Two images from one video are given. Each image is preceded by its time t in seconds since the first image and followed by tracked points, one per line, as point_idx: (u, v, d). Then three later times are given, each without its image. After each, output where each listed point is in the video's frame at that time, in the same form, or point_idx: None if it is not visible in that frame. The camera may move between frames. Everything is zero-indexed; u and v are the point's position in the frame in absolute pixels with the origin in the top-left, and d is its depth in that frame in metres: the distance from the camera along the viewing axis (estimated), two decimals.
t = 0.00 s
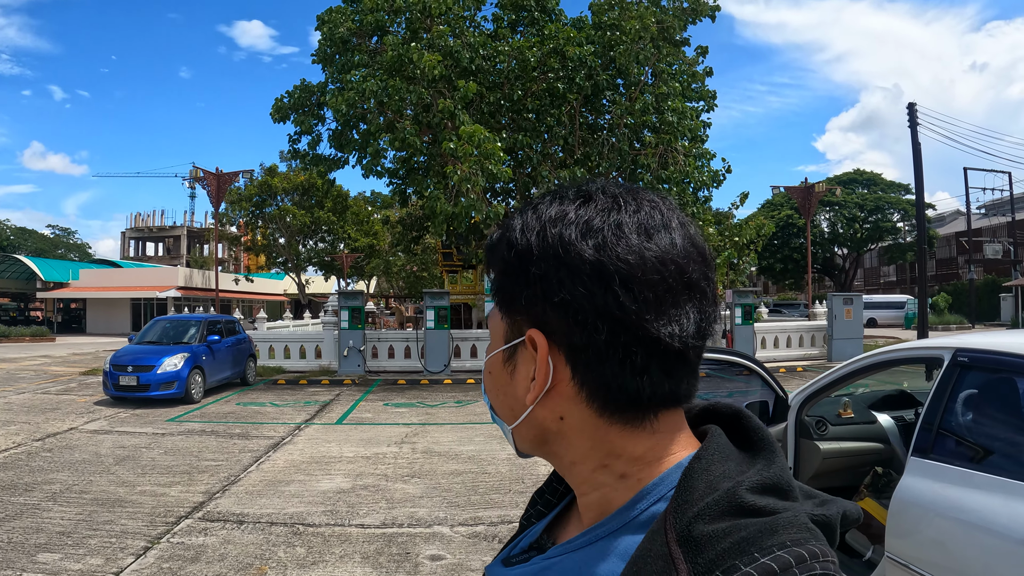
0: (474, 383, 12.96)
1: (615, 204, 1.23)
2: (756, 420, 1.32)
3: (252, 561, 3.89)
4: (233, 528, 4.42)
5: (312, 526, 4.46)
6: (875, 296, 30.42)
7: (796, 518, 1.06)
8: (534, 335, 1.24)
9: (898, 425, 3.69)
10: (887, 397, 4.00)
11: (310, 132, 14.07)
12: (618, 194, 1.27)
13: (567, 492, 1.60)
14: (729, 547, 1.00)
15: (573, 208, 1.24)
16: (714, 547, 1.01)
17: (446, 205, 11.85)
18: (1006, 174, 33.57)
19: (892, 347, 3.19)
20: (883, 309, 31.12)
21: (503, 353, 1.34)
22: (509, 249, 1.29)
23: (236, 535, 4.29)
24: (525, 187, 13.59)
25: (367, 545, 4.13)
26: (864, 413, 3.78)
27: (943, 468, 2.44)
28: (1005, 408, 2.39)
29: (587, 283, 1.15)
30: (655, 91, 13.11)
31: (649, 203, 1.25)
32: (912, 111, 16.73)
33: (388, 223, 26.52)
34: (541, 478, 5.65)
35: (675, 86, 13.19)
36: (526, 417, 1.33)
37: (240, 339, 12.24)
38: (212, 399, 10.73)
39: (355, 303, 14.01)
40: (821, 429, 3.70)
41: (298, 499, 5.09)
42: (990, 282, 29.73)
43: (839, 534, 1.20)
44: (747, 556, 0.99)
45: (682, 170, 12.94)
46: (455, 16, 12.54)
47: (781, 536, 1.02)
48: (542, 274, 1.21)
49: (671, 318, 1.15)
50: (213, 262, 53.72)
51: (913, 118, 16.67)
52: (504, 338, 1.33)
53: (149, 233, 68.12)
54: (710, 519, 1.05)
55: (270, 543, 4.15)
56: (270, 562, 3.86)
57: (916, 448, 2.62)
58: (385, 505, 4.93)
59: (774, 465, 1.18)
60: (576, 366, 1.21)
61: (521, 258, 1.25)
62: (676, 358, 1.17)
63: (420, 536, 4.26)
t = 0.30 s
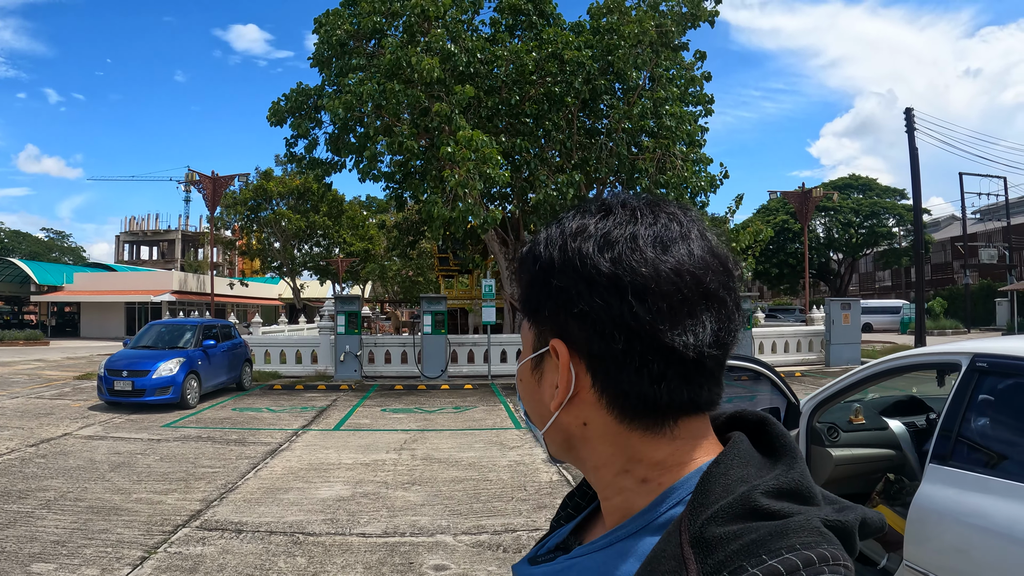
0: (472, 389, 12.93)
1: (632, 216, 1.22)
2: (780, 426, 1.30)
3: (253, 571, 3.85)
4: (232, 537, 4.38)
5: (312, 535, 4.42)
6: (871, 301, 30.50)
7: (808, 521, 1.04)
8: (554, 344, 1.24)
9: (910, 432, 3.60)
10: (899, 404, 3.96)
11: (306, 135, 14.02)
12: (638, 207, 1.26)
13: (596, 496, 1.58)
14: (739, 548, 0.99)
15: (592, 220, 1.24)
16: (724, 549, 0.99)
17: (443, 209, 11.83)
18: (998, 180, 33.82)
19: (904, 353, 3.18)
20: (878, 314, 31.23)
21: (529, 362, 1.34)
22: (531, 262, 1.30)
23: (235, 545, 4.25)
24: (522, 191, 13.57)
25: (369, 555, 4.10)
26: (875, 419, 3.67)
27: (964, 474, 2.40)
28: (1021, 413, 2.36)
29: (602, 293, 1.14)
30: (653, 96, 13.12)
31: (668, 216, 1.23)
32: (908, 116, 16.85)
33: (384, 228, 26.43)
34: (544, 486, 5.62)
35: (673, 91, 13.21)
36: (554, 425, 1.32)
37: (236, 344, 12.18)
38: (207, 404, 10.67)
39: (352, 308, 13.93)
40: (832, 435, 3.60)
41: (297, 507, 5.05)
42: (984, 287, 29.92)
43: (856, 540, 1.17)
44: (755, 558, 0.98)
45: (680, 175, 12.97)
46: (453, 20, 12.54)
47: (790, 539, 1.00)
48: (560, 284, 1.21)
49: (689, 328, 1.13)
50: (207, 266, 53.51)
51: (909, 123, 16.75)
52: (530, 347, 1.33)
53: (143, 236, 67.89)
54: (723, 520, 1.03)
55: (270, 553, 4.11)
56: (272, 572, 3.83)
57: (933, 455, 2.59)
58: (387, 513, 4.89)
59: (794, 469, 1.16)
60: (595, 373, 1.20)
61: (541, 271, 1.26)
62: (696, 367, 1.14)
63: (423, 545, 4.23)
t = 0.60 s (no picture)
0: (457, 391, 12.84)
1: (635, 230, 1.41)
2: (761, 434, 1.40)
3: None
4: (207, 544, 4.24)
5: (293, 545, 4.32)
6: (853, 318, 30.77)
7: (796, 519, 1.12)
8: (584, 352, 1.39)
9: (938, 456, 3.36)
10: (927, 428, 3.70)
11: (295, 123, 13.82)
12: (638, 220, 1.44)
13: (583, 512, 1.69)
14: (732, 540, 1.07)
15: (620, 231, 1.40)
16: (718, 542, 1.08)
17: (434, 206, 11.69)
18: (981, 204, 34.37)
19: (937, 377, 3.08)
20: (859, 331, 31.53)
21: (548, 379, 1.48)
22: (549, 277, 1.42)
23: (210, 553, 4.11)
24: (513, 191, 13.47)
25: (358, 569, 3.99)
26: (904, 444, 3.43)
27: (1017, 507, 2.31)
28: None
29: (628, 307, 1.34)
30: (650, 102, 13.06)
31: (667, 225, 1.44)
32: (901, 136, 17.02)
33: (371, 223, 26.17)
34: (534, 498, 5.55)
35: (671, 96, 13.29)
36: (575, 435, 1.49)
37: (214, 334, 12.00)
38: (182, 395, 10.47)
39: (334, 302, 13.72)
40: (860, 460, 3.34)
41: (277, 512, 4.94)
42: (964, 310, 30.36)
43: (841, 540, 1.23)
44: (746, 548, 1.06)
45: (673, 184, 12.95)
46: (452, 13, 12.37)
47: (779, 532, 1.07)
48: (589, 301, 1.36)
49: (699, 323, 1.38)
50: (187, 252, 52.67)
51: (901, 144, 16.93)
52: (551, 358, 1.46)
53: (123, 219, 66.67)
54: (717, 517, 1.12)
55: (248, 564, 3.98)
56: None
57: (985, 488, 2.49)
58: (373, 522, 4.80)
59: (781, 471, 1.25)
60: (624, 375, 1.38)
61: (565, 287, 1.39)
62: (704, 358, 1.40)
63: (413, 560, 4.13)
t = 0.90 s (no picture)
0: (464, 391, 12.85)
1: (626, 230, 1.40)
2: (742, 436, 1.40)
3: None
4: (212, 543, 4.25)
5: (299, 544, 4.32)
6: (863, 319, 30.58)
7: (778, 520, 1.11)
8: (577, 353, 1.37)
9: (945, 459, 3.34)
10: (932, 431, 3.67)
11: (305, 123, 13.90)
12: (628, 220, 1.44)
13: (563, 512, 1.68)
14: (712, 542, 1.06)
15: (613, 231, 1.40)
16: (698, 544, 1.07)
17: (443, 206, 11.71)
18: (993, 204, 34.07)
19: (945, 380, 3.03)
20: (869, 333, 31.31)
21: (538, 380, 1.45)
22: (540, 275, 1.40)
23: (215, 552, 4.12)
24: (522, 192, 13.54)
25: (362, 569, 3.98)
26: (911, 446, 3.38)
27: None
28: None
29: (622, 307, 1.34)
30: (660, 102, 13.07)
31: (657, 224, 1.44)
32: (912, 136, 16.92)
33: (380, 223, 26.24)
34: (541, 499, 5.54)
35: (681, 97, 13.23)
36: (567, 437, 1.46)
37: (224, 334, 12.06)
38: (191, 394, 10.51)
39: (343, 302, 13.78)
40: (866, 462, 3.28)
41: (284, 512, 4.94)
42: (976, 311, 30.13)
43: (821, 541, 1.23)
44: (727, 549, 1.04)
45: (683, 185, 12.94)
46: (461, 14, 12.41)
47: (760, 534, 1.06)
48: (583, 302, 1.35)
49: (688, 324, 1.40)
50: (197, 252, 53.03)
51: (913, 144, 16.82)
52: (541, 359, 1.43)
53: (134, 220, 67.22)
54: (697, 519, 1.12)
55: (254, 563, 3.98)
56: None
57: (992, 491, 2.45)
58: (378, 523, 4.80)
59: (763, 471, 1.25)
60: (617, 376, 1.37)
61: (558, 287, 1.37)
62: (690, 359, 1.41)
63: (418, 561, 4.13)
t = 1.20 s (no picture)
0: (469, 390, 12.86)
1: (623, 233, 1.39)
2: (739, 437, 1.37)
3: None
4: (218, 543, 4.26)
5: (304, 544, 4.32)
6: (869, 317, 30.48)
7: (775, 522, 1.10)
8: (571, 356, 1.37)
9: (952, 458, 3.33)
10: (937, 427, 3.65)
11: (310, 123, 13.92)
12: (625, 222, 1.43)
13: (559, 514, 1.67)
14: (709, 544, 1.06)
15: (611, 234, 1.38)
16: (695, 546, 1.07)
17: (448, 205, 11.72)
18: (1000, 202, 33.86)
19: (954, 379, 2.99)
20: (876, 331, 31.20)
21: (532, 383, 1.45)
22: (535, 278, 1.39)
23: (221, 552, 4.13)
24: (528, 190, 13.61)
25: (367, 569, 3.99)
26: (917, 445, 3.38)
27: None
28: None
29: (616, 310, 1.33)
30: (665, 100, 13.04)
31: (654, 228, 1.43)
32: (919, 133, 16.85)
33: (385, 222, 26.27)
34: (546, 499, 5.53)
35: (686, 96, 13.19)
36: (559, 440, 1.46)
37: (229, 334, 12.10)
38: (197, 394, 10.54)
39: (348, 301, 13.81)
40: (873, 462, 3.27)
41: (289, 512, 4.95)
42: (983, 309, 30.07)
43: (818, 543, 1.22)
44: (725, 552, 1.04)
45: (688, 183, 12.94)
46: (466, 13, 12.42)
47: (758, 536, 1.06)
48: (576, 305, 1.34)
49: (686, 328, 1.38)
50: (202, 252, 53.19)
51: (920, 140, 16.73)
52: (535, 360, 1.43)
53: (140, 220, 67.52)
54: (695, 521, 1.11)
55: (259, 563, 3.99)
56: None
57: (999, 490, 2.43)
58: (384, 522, 4.80)
59: (760, 474, 1.23)
60: (610, 380, 1.36)
61: (552, 289, 1.36)
62: (687, 363, 1.39)
63: (424, 561, 4.13)
